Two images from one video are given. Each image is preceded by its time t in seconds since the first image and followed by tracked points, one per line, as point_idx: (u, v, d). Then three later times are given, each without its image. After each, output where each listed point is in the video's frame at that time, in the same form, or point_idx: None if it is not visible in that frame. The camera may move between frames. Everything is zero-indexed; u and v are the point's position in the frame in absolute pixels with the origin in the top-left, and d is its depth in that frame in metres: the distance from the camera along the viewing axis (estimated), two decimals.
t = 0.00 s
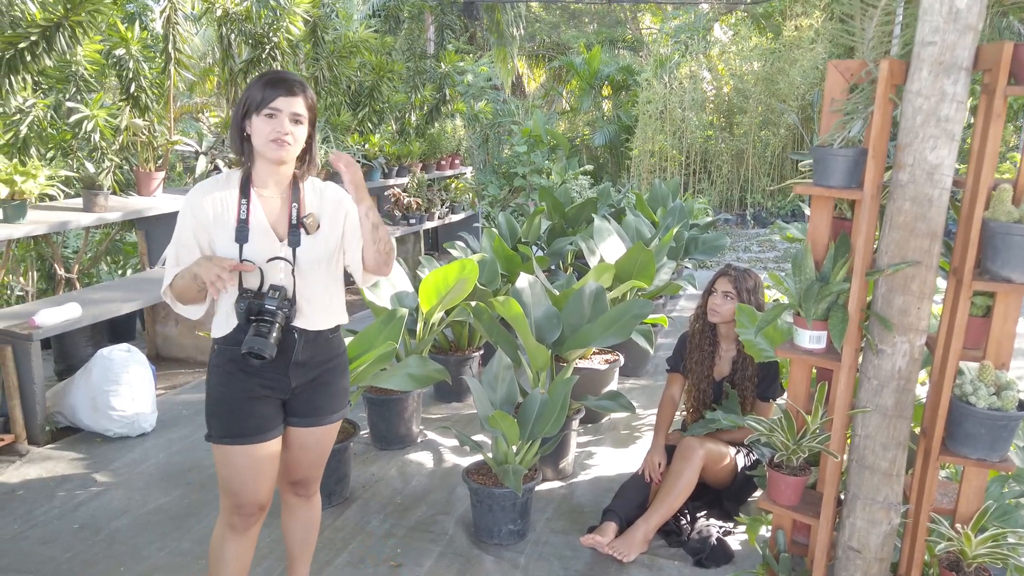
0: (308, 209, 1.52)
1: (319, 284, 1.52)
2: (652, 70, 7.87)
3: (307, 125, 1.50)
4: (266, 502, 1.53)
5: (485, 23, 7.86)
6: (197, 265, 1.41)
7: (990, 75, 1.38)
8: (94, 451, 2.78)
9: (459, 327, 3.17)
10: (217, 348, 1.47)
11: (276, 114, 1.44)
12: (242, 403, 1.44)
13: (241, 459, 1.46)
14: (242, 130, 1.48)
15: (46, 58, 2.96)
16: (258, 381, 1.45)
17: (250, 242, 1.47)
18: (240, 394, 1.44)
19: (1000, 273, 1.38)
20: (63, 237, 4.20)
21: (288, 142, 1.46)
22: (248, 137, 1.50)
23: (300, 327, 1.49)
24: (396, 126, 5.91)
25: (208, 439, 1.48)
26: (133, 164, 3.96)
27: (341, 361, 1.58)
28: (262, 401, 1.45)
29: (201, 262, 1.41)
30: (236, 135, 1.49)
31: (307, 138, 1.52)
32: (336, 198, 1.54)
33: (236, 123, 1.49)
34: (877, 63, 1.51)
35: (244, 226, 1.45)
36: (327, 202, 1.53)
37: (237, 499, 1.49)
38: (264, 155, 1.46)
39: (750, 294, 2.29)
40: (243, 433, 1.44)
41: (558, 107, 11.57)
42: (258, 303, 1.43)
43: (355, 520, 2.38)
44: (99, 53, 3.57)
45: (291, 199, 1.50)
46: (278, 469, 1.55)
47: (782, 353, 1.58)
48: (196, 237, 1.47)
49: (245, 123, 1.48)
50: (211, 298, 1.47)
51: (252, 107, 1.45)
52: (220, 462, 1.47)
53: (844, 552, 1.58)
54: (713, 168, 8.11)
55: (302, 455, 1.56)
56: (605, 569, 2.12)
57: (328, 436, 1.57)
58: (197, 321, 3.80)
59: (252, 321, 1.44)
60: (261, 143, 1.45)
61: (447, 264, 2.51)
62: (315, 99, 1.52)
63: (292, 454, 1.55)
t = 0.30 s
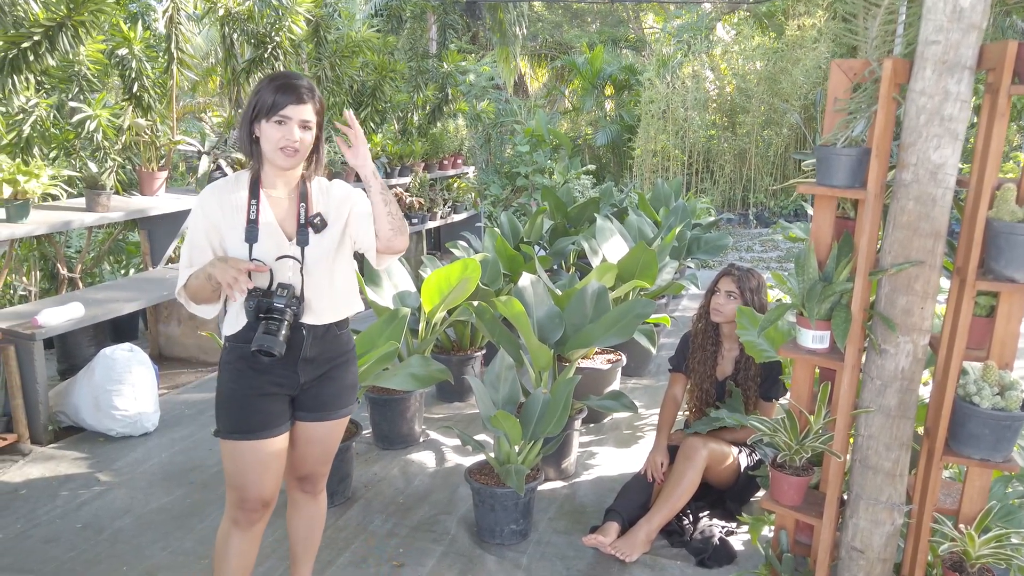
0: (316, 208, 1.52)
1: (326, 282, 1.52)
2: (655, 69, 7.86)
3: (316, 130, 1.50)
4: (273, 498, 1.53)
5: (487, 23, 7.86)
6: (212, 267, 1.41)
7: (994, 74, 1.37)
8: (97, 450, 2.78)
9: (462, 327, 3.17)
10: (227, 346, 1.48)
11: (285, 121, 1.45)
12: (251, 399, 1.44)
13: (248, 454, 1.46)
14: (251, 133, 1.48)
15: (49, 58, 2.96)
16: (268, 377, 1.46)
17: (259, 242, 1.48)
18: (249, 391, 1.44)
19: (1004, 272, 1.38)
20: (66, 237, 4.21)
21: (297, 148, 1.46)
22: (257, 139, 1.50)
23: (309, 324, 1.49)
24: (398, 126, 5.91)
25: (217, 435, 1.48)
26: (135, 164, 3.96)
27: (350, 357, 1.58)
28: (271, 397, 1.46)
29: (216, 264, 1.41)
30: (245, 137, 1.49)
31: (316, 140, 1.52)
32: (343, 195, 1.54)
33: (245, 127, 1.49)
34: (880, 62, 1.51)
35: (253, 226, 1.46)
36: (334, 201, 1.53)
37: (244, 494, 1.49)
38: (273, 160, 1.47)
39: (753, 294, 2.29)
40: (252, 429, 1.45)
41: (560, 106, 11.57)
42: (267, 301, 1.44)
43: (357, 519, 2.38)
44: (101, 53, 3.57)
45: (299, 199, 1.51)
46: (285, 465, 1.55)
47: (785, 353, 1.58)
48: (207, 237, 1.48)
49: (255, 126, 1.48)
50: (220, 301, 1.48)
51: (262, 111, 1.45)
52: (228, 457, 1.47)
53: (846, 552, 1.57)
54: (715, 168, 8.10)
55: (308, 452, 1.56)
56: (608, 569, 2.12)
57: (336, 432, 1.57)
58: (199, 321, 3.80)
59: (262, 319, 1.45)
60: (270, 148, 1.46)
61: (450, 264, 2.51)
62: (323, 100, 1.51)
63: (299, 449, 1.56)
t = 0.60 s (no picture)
0: (321, 208, 1.53)
1: (328, 282, 1.52)
2: (657, 69, 7.86)
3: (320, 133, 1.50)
4: (273, 496, 1.53)
5: (489, 22, 7.86)
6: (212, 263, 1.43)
7: (997, 73, 1.37)
8: (99, 450, 2.78)
9: (463, 327, 3.17)
10: (230, 343, 1.50)
11: (288, 125, 1.45)
12: (251, 397, 1.45)
13: (249, 452, 1.46)
14: (257, 137, 1.49)
15: (51, 58, 2.97)
16: (268, 376, 1.46)
17: (261, 239, 1.48)
18: (249, 389, 1.45)
19: (1007, 272, 1.37)
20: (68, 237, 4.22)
21: (301, 152, 1.47)
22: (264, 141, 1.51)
23: (309, 323, 1.49)
24: (400, 126, 5.91)
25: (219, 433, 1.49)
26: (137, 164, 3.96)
27: (353, 357, 1.58)
28: (271, 396, 1.46)
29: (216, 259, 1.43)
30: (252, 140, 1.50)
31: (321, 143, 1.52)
32: (350, 199, 1.54)
33: (252, 130, 1.50)
34: (883, 61, 1.50)
35: (257, 224, 1.47)
36: (341, 202, 1.54)
37: (244, 491, 1.49)
38: (278, 164, 1.48)
39: (754, 294, 2.28)
40: (251, 427, 1.45)
41: (562, 106, 11.56)
42: (267, 297, 1.44)
43: (359, 519, 2.38)
44: (103, 53, 3.57)
45: (304, 199, 1.51)
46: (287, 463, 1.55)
47: (788, 353, 1.57)
48: (212, 235, 1.49)
49: (260, 129, 1.49)
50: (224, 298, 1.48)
51: (266, 115, 1.46)
52: (230, 454, 1.47)
53: (849, 553, 1.57)
54: (717, 168, 8.10)
55: (311, 451, 1.56)
56: (610, 569, 2.12)
57: (338, 432, 1.57)
58: (202, 320, 3.80)
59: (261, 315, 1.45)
60: (275, 152, 1.47)
61: (450, 264, 2.52)
62: (327, 102, 1.51)
63: (301, 448, 1.56)
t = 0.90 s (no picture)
0: (327, 210, 1.52)
1: (329, 283, 1.52)
2: (659, 69, 7.86)
3: (322, 133, 1.50)
4: (274, 495, 1.52)
5: (492, 23, 7.86)
6: (212, 265, 1.43)
7: (1000, 72, 1.36)
8: (100, 450, 2.78)
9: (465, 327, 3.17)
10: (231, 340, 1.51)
11: (287, 128, 1.46)
12: (250, 395, 1.45)
13: (249, 450, 1.46)
14: (261, 140, 1.50)
15: (53, 58, 2.97)
16: (267, 375, 1.46)
17: (263, 239, 1.49)
18: (249, 387, 1.45)
19: (1010, 272, 1.37)
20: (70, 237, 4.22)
21: (301, 155, 1.47)
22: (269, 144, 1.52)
23: (307, 323, 1.49)
24: (401, 126, 5.92)
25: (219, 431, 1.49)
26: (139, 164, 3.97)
27: (354, 357, 1.58)
28: (270, 395, 1.46)
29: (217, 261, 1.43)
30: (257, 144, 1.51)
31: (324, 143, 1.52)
32: (356, 204, 1.55)
33: (256, 134, 1.51)
34: (886, 61, 1.50)
35: (259, 223, 1.47)
36: (347, 207, 1.53)
37: (245, 489, 1.49)
38: (281, 167, 1.48)
39: (756, 294, 2.28)
40: (250, 425, 1.45)
41: (564, 106, 11.56)
42: (264, 297, 1.45)
43: (361, 520, 2.37)
44: (106, 53, 3.58)
45: (308, 200, 1.51)
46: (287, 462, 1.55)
47: (790, 354, 1.57)
48: (216, 234, 1.49)
49: (263, 133, 1.49)
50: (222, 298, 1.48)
51: (266, 119, 1.46)
52: (231, 453, 1.48)
53: (851, 553, 1.57)
54: (719, 168, 8.09)
55: (312, 450, 1.56)
56: (612, 569, 2.11)
57: (339, 432, 1.56)
58: (203, 320, 3.80)
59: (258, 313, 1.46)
60: (277, 156, 1.47)
61: (451, 265, 2.50)
62: (326, 101, 1.50)
63: (302, 447, 1.56)
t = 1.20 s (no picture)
0: (329, 211, 1.52)
1: (329, 284, 1.52)
2: (660, 69, 7.86)
3: (327, 132, 1.50)
4: (274, 494, 1.52)
5: (493, 23, 7.86)
6: (214, 265, 1.43)
7: (1000, 72, 1.36)
8: (102, 450, 2.79)
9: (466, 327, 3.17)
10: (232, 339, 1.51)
11: (292, 127, 1.45)
12: (249, 395, 1.45)
13: (248, 448, 1.46)
14: (266, 139, 1.50)
15: (55, 58, 2.98)
16: (266, 375, 1.47)
17: (265, 239, 1.49)
18: (247, 387, 1.45)
19: (1010, 272, 1.37)
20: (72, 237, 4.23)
21: (306, 153, 1.47)
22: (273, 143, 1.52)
23: (306, 323, 1.49)
24: (402, 126, 5.92)
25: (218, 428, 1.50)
26: (140, 164, 3.97)
27: (355, 357, 1.58)
28: (269, 395, 1.46)
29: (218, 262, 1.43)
30: (262, 143, 1.51)
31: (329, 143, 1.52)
32: (358, 203, 1.54)
33: (261, 133, 1.51)
34: (886, 60, 1.50)
35: (261, 223, 1.47)
36: (349, 207, 1.53)
37: (244, 487, 1.49)
38: (285, 165, 1.48)
39: (757, 294, 2.27)
40: (248, 424, 1.45)
41: (565, 106, 11.56)
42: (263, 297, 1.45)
43: (361, 519, 2.37)
44: (107, 53, 3.58)
45: (310, 200, 1.51)
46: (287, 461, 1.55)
47: (790, 353, 1.57)
48: (219, 233, 1.50)
49: (269, 132, 1.49)
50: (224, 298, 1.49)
51: (271, 118, 1.47)
52: (231, 451, 1.48)
53: (851, 553, 1.57)
54: (721, 168, 8.08)
55: (312, 449, 1.56)
56: (612, 569, 2.11)
57: (339, 432, 1.56)
58: (204, 320, 3.81)
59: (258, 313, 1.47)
60: (281, 154, 1.47)
61: (452, 265, 2.51)
62: (333, 102, 1.51)
63: (303, 447, 1.56)
